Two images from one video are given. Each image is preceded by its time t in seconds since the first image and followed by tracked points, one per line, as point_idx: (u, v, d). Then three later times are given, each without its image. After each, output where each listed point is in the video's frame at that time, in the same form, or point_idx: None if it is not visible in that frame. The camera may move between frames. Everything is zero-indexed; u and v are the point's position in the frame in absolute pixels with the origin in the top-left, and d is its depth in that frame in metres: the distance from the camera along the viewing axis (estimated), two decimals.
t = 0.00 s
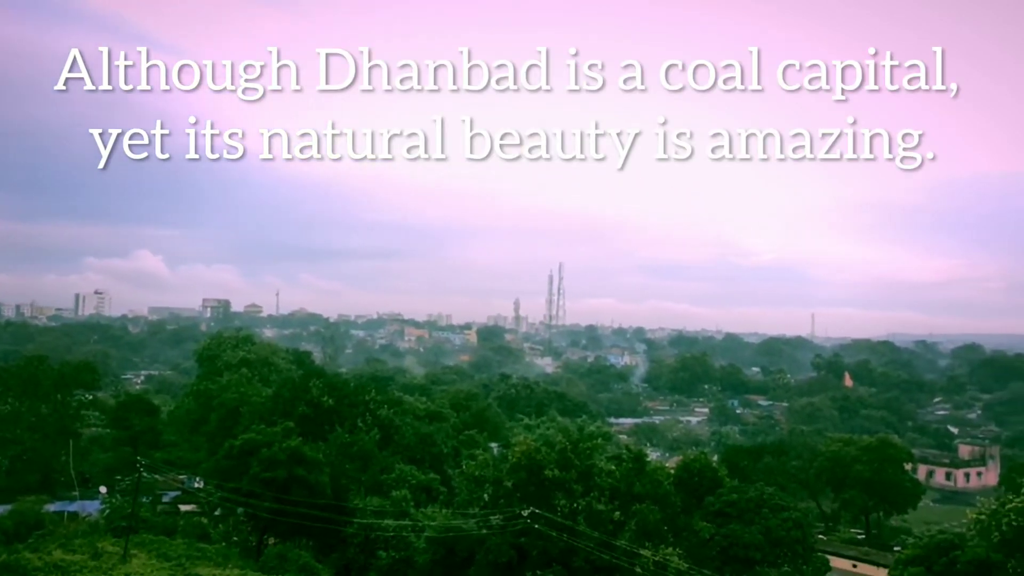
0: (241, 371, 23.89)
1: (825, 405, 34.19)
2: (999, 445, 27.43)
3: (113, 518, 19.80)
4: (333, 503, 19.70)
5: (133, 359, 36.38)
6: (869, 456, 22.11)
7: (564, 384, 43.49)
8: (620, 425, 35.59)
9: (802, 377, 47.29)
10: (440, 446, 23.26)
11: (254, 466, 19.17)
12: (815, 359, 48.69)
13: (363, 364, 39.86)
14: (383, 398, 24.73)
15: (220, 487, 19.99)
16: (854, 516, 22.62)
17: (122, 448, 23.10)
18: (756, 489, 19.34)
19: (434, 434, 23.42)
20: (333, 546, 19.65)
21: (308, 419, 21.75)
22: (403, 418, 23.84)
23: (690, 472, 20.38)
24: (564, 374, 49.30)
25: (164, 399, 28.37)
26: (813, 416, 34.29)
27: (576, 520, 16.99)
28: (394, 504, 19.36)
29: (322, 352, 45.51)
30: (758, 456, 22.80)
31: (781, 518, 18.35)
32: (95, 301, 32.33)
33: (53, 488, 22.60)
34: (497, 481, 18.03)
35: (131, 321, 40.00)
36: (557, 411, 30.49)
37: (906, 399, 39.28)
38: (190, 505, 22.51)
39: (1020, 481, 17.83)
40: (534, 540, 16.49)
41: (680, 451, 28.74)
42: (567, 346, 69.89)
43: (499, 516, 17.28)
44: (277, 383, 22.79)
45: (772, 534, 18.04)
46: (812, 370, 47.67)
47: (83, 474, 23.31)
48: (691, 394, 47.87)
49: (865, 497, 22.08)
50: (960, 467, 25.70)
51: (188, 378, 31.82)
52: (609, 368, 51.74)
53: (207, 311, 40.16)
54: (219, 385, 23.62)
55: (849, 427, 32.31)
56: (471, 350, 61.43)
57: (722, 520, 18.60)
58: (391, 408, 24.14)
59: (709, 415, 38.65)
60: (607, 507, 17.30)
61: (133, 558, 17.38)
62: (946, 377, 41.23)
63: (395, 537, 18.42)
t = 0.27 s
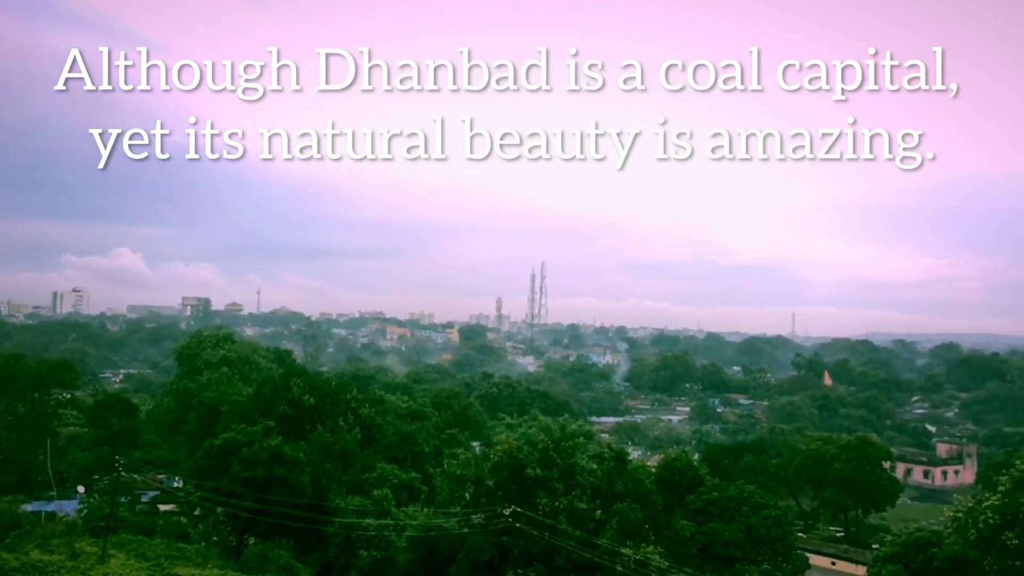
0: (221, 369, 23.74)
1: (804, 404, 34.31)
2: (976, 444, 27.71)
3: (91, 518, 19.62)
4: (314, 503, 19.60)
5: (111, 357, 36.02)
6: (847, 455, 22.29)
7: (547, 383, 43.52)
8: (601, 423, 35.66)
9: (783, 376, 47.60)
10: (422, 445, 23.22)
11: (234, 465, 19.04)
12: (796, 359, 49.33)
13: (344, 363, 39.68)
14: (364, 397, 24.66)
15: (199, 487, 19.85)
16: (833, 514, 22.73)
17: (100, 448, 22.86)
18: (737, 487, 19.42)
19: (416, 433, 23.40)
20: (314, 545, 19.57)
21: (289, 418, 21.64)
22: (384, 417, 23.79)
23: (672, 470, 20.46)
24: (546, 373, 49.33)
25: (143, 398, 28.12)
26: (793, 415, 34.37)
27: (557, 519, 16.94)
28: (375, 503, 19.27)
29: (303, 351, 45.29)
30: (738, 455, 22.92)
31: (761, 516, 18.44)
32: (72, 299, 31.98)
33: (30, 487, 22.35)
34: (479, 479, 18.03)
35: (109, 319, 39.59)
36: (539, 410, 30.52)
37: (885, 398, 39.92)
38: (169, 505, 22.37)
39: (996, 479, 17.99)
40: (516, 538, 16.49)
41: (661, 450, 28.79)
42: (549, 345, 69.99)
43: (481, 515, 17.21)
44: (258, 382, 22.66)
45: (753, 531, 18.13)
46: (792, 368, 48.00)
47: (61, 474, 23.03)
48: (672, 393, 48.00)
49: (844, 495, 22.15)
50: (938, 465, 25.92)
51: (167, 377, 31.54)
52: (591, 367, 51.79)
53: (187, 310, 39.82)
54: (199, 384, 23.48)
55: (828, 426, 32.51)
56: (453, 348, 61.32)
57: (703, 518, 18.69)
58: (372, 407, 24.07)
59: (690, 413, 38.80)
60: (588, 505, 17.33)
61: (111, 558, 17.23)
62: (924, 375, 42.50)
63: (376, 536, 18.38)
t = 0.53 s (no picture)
0: (202, 369, 23.59)
1: (786, 405, 34.28)
2: (954, 444, 28.11)
3: (69, 518, 19.44)
4: (296, 503, 19.52)
5: (91, 356, 35.69)
6: (828, 455, 22.39)
7: (529, 383, 43.53)
8: (584, 424, 35.70)
9: (764, 377, 47.87)
10: (404, 445, 23.15)
11: (215, 465, 18.92)
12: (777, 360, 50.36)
13: (327, 363, 39.53)
14: (346, 397, 24.59)
15: (179, 487, 19.71)
16: (814, 514, 22.86)
17: (79, 448, 22.65)
18: (719, 487, 19.50)
19: (398, 433, 23.31)
20: (295, 546, 19.49)
21: (270, 417, 21.48)
22: (367, 417, 23.73)
23: (654, 471, 20.51)
24: (529, 373, 49.32)
25: (122, 397, 27.91)
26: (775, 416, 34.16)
27: (540, 519, 16.89)
28: (358, 503, 19.25)
29: (285, 350, 45.08)
30: (720, 455, 23.06)
31: (743, 516, 18.54)
32: (52, 297, 31.68)
33: (8, 488, 22.12)
34: (462, 480, 18.04)
35: (88, 318, 39.24)
36: (522, 410, 30.54)
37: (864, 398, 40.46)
38: (149, 505, 22.23)
39: (975, 479, 18.10)
40: (498, 539, 16.51)
41: (644, 450, 28.84)
42: (532, 346, 70.09)
43: (463, 515, 17.27)
44: (239, 381, 22.52)
45: (734, 532, 18.17)
46: (774, 369, 48.28)
47: (39, 474, 22.71)
48: (655, 393, 48.11)
49: (825, 495, 22.29)
50: (918, 465, 26.10)
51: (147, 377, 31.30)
52: (574, 367, 51.82)
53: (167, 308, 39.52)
54: (180, 384, 23.34)
55: (809, 426, 32.71)
56: (437, 348, 61.22)
57: (685, 518, 18.75)
58: (355, 407, 23.99)
59: (672, 414, 38.95)
60: (570, 506, 17.27)
61: (90, 559, 17.08)
62: (904, 378, 44.45)
63: (358, 536, 18.29)
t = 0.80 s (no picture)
0: (186, 369, 23.47)
1: (771, 406, 34.24)
2: (936, 444, 28.40)
3: (52, 519, 19.32)
4: (281, 504, 19.46)
5: (74, 356, 35.47)
6: (812, 455, 22.51)
7: (515, 383, 43.57)
8: (569, 424, 35.76)
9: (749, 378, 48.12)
10: (390, 446, 23.11)
11: (199, 466, 18.80)
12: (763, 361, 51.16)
13: (312, 363, 39.44)
14: (332, 397, 24.54)
15: (163, 488, 19.60)
16: (798, 514, 22.98)
17: (62, 448, 22.49)
18: (703, 488, 19.58)
19: (384, 434, 23.27)
20: (280, 547, 19.48)
21: (255, 418, 21.36)
22: (352, 417, 23.69)
23: (639, 471, 20.58)
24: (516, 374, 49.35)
25: (106, 398, 27.76)
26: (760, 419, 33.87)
27: (525, 520, 16.91)
28: (343, 504, 19.22)
29: (271, 350, 44.94)
30: (706, 455, 23.20)
31: (727, 516, 18.63)
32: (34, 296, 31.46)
33: None
34: (448, 480, 18.05)
35: (72, 317, 39.02)
36: (507, 411, 30.58)
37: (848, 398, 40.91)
38: (133, 506, 22.13)
39: (958, 480, 18.22)
40: (483, 539, 16.56)
41: (629, 450, 28.90)
42: (518, 346, 70.15)
43: (449, 515, 17.27)
44: (224, 381, 22.42)
45: (719, 532, 18.26)
46: (759, 370, 48.54)
47: (21, 475, 22.46)
48: (640, 393, 48.23)
49: (809, 496, 22.36)
50: (900, 466, 26.27)
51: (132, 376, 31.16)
52: (560, 368, 51.85)
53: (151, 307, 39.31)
54: (164, 384, 23.22)
55: (794, 427, 32.87)
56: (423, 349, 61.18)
57: (670, 518, 18.82)
58: (341, 408, 23.96)
59: (658, 414, 39.08)
60: (556, 506, 17.22)
61: (72, 560, 16.97)
62: (889, 378, 44.94)
63: (343, 537, 18.20)
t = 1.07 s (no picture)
0: (169, 369, 23.34)
1: (754, 406, 34.39)
2: (917, 445, 28.68)
3: (32, 520, 19.15)
4: (264, 505, 19.36)
5: (55, 355, 35.16)
6: (795, 456, 22.64)
7: (500, 384, 43.59)
8: (554, 424, 35.81)
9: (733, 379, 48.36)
10: (374, 446, 23.07)
11: (181, 466, 18.67)
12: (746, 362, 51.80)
13: (296, 363, 39.30)
14: (316, 398, 24.47)
15: (145, 488, 19.47)
16: (781, 514, 23.11)
17: (42, 448, 22.29)
18: (687, 488, 19.63)
19: (368, 434, 23.22)
20: (263, 548, 19.36)
21: (238, 418, 21.26)
22: (336, 417, 23.63)
23: (623, 471, 20.64)
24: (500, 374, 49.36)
25: (87, 398, 27.53)
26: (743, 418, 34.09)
27: (509, 520, 16.90)
28: (326, 504, 19.16)
29: (254, 350, 44.73)
30: (689, 455, 23.32)
31: (711, 516, 18.68)
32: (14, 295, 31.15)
33: None
34: (432, 480, 18.03)
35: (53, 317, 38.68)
36: (492, 411, 30.60)
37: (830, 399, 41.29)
38: (114, 506, 21.99)
39: (938, 480, 18.39)
40: (467, 540, 16.57)
41: (613, 450, 28.98)
42: (503, 347, 70.17)
43: (433, 516, 17.24)
44: (207, 381, 22.30)
45: (702, 532, 18.30)
46: (743, 371, 48.80)
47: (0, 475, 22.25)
48: (625, 394, 48.33)
49: (791, 497, 22.46)
50: (882, 466, 26.49)
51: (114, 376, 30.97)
52: (545, 368, 51.90)
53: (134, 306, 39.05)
54: (146, 384, 23.08)
55: (776, 427, 33.04)
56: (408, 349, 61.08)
57: (654, 519, 18.85)
58: (325, 408, 23.88)
59: (642, 414, 39.19)
60: (540, 506, 17.23)
61: (53, 561, 16.83)
62: (871, 379, 45.34)
63: (326, 537, 18.13)
